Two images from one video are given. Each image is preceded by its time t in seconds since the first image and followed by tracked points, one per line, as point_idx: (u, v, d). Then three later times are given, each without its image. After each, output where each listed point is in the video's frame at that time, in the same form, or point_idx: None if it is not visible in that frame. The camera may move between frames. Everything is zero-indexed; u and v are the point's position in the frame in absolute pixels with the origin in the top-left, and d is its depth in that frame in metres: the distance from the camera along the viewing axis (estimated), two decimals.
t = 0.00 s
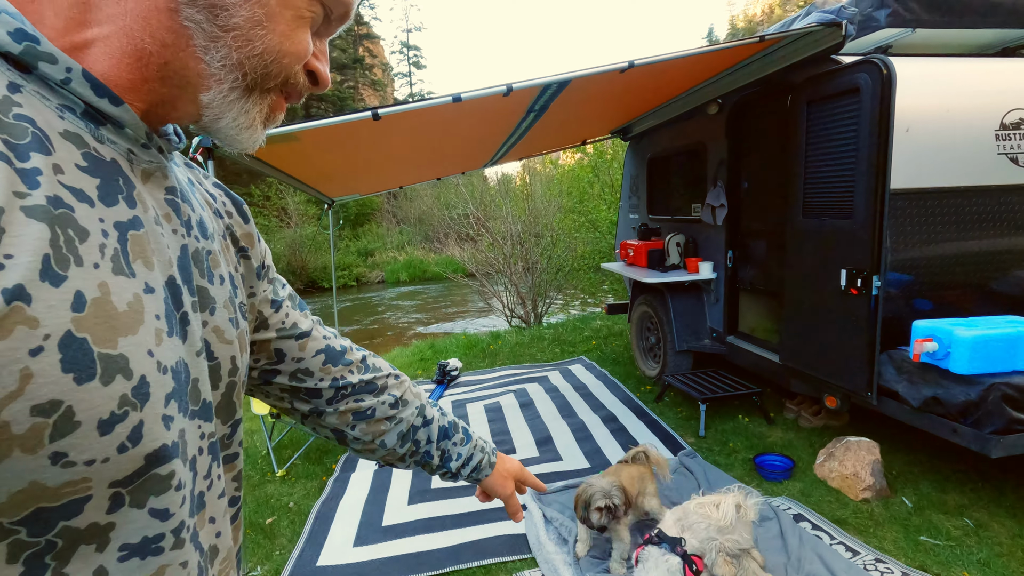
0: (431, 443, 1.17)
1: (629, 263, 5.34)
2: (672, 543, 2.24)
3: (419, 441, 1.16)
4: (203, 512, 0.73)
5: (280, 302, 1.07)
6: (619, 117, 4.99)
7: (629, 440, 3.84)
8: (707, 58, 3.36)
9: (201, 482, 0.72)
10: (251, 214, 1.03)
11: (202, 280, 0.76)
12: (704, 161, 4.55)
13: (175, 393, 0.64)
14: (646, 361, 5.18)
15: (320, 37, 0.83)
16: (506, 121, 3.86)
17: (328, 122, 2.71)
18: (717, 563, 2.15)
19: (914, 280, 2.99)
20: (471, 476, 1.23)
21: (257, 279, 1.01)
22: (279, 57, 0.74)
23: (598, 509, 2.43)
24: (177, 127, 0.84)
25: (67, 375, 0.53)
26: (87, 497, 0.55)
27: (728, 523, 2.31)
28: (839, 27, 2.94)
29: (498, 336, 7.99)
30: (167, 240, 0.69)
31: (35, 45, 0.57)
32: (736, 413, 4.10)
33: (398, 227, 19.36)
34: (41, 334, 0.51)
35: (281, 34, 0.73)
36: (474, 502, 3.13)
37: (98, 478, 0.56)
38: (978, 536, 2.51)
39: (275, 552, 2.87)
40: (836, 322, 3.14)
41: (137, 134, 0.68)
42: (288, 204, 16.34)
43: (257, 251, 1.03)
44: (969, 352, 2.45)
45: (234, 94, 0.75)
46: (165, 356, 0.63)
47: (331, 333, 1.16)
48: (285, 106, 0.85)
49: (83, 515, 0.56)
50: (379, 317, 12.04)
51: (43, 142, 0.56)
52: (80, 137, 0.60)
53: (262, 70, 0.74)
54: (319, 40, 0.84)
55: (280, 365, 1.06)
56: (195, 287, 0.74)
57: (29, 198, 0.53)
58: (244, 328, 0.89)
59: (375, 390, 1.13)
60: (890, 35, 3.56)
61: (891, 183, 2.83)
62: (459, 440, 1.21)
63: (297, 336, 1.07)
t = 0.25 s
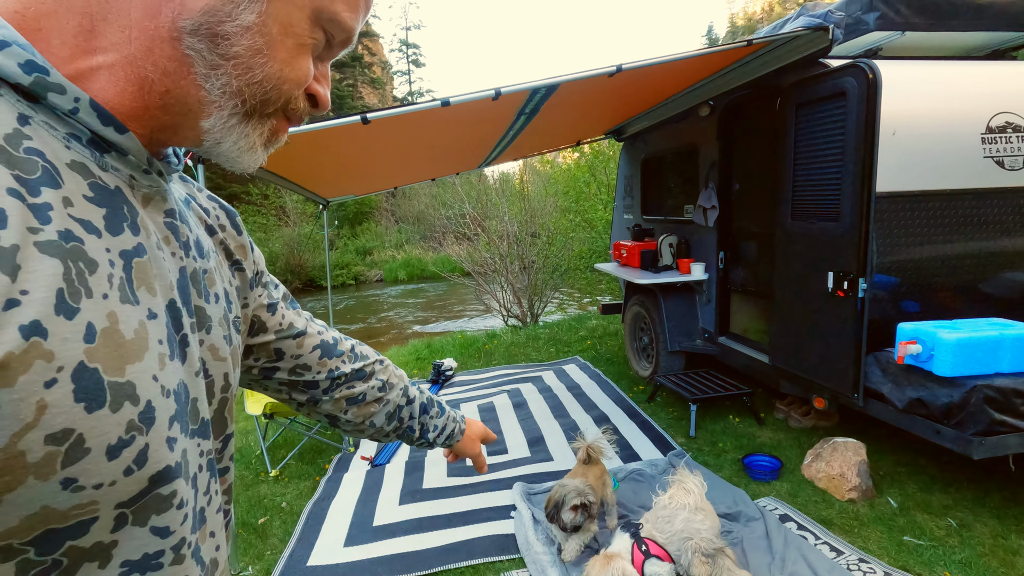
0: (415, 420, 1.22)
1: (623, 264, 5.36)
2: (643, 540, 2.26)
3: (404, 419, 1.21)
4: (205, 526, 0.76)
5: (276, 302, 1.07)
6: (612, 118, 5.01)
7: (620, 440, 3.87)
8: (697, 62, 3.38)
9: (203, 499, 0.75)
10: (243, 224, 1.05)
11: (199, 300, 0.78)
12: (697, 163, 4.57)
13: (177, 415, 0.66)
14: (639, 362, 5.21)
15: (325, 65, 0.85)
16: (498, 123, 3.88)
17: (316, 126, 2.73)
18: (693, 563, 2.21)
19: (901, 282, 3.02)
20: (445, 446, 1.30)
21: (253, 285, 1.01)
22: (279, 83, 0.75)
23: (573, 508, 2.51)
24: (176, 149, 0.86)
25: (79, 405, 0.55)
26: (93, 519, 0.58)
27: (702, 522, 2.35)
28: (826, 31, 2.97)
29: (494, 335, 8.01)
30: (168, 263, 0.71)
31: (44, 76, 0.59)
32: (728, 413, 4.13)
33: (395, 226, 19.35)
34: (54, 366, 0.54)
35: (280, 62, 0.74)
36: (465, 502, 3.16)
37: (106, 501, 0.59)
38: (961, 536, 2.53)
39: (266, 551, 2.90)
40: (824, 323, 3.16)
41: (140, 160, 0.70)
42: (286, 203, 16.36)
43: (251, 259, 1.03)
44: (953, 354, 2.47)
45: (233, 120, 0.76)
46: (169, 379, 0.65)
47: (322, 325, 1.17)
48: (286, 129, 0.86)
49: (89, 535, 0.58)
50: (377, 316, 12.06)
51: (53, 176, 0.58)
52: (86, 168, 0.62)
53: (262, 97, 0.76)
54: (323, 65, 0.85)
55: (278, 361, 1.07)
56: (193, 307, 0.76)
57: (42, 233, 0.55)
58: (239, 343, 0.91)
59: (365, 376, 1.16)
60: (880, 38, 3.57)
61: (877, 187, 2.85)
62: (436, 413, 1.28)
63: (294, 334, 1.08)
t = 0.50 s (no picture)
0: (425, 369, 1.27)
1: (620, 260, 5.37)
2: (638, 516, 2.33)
3: (413, 369, 1.25)
4: (188, 509, 0.78)
5: (269, 273, 1.08)
6: (609, 114, 5.01)
7: (616, 435, 3.88)
8: (693, 57, 3.38)
9: (185, 483, 0.77)
10: (236, 205, 1.05)
11: (186, 283, 0.78)
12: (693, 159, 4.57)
13: (166, 397, 0.66)
14: (636, 357, 5.22)
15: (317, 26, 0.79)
16: (494, 119, 3.88)
17: (312, 121, 2.74)
18: (679, 551, 2.28)
19: (896, 277, 3.03)
20: (458, 390, 1.36)
21: (247, 263, 1.02)
22: (253, 44, 0.71)
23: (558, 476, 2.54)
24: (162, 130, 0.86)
25: (65, 385, 0.55)
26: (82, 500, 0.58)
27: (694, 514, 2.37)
28: (821, 27, 2.98)
29: (492, 332, 8.04)
30: (155, 246, 0.71)
31: (23, 53, 0.58)
32: (723, 408, 4.14)
33: (395, 223, 19.36)
34: (40, 347, 0.53)
35: (252, 19, 0.69)
36: (460, 496, 3.18)
37: (95, 481, 0.59)
38: (953, 529, 2.55)
39: (263, 544, 2.92)
40: (819, 318, 3.17)
41: (124, 139, 0.69)
42: (285, 200, 16.39)
43: (245, 238, 1.03)
44: (945, 348, 2.49)
45: (210, 87, 0.73)
46: (157, 361, 0.65)
47: (318, 293, 1.19)
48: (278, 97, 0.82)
49: (78, 516, 0.59)
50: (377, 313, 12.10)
51: (33, 155, 0.57)
52: (68, 147, 0.61)
53: (238, 61, 0.72)
54: (314, 28, 0.81)
55: (281, 331, 1.09)
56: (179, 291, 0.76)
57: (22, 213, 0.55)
58: (229, 327, 0.92)
59: (366, 335, 1.19)
60: (876, 34, 3.57)
61: (871, 182, 2.86)
62: (443, 360, 1.33)
63: (293, 302, 1.10)
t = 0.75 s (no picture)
0: (415, 347, 1.30)
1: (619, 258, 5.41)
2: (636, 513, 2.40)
3: (402, 351, 1.28)
4: (207, 494, 0.81)
5: (272, 277, 1.14)
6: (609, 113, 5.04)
7: (615, 431, 3.92)
8: (691, 57, 3.40)
9: (204, 468, 0.80)
10: (241, 206, 1.09)
11: (196, 280, 0.81)
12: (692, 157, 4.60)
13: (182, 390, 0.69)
14: (635, 355, 5.26)
15: None
16: (494, 119, 3.91)
17: (313, 121, 2.76)
18: (665, 547, 2.33)
19: (891, 276, 3.06)
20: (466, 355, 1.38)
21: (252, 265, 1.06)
22: (216, 13, 0.69)
23: (546, 484, 2.53)
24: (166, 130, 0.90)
25: (89, 381, 0.57)
26: (112, 489, 0.61)
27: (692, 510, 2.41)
28: (818, 28, 3.00)
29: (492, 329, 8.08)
30: (167, 248, 0.73)
31: (31, 64, 0.60)
32: (721, 405, 4.18)
33: (394, 221, 19.38)
34: (63, 348, 0.56)
35: None
36: (461, 492, 3.21)
37: (121, 471, 0.62)
38: (946, 524, 2.59)
39: (266, 539, 2.96)
40: (815, 317, 3.21)
41: (131, 143, 0.72)
42: (285, 198, 16.43)
43: (250, 241, 1.08)
44: (939, 347, 2.53)
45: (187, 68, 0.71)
46: (172, 356, 0.67)
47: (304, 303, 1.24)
48: (262, 69, 0.80)
49: (110, 503, 0.62)
50: (376, 310, 12.14)
51: (48, 164, 0.60)
52: (80, 154, 0.64)
53: (205, 34, 0.70)
54: None
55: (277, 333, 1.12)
56: (190, 289, 0.79)
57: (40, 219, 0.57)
58: (238, 322, 0.96)
59: (350, 328, 1.23)
60: (873, 34, 3.60)
61: (867, 181, 2.89)
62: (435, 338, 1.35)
63: (288, 304, 1.14)
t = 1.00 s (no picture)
0: (388, 267, 1.27)
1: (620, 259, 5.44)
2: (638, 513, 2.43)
3: (375, 280, 1.26)
4: (223, 494, 0.85)
5: (273, 264, 1.18)
6: (611, 114, 5.06)
7: (616, 431, 3.96)
8: (693, 61, 3.43)
9: (222, 470, 0.84)
10: (244, 211, 1.12)
11: (211, 292, 0.85)
12: (694, 159, 4.63)
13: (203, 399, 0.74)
14: (636, 355, 5.29)
15: (290, 44, 0.74)
16: (497, 121, 3.94)
17: (319, 124, 2.79)
18: (661, 538, 2.35)
19: (891, 278, 3.09)
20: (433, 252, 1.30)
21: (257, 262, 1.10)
22: (205, 67, 0.69)
23: (557, 487, 2.55)
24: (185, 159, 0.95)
25: (123, 394, 0.63)
26: (143, 490, 0.67)
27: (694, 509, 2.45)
28: (819, 32, 3.03)
29: (493, 329, 8.11)
30: (188, 265, 0.79)
31: (66, 103, 0.64)
32: (721, 405, 4.22)
33: (395, 219, 19.38)
34: (102, 363, 0.61)
35: (202, 39, 0.68)
36: (464, 490, 3.25)
37: (151, 474, 0.68)
38: (943, 524, 2.62)
39: (272, 537, 2.99)
40: (815, 318, 3.24)
41: (152, 170, 0.76)
42: (286, 196, 16.43)
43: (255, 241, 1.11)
44: (937, 349, 2.56)
45: (176, 114, 0.72)
46: (195, 367, 0.73)
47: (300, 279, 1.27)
48: (257, 125, 0.77)
49: (142, 502, 0.68)
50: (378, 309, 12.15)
51: (85, 194, 0.64)
52: (108, 185, 0.68)
53: (191, 84, 0.69)
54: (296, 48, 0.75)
55: (284, 320, 1.18)
56: (209, 301, 0.83)
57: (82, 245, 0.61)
58: (245, 326, 0.97)
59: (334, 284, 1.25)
60: (874, 38, 3.62)
61: (867, 185, 2.92)
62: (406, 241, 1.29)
63: (292, 290, 1.18)
